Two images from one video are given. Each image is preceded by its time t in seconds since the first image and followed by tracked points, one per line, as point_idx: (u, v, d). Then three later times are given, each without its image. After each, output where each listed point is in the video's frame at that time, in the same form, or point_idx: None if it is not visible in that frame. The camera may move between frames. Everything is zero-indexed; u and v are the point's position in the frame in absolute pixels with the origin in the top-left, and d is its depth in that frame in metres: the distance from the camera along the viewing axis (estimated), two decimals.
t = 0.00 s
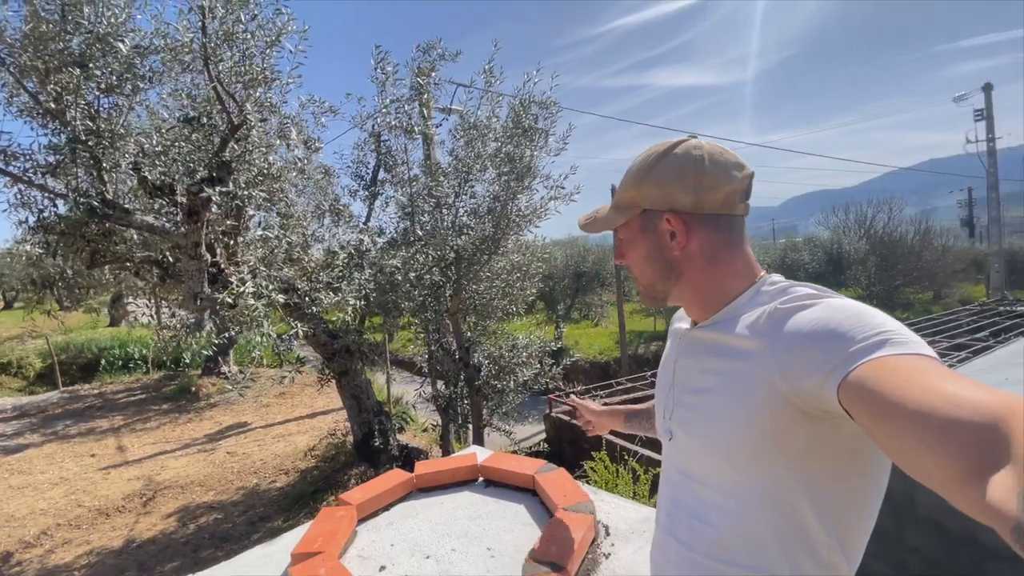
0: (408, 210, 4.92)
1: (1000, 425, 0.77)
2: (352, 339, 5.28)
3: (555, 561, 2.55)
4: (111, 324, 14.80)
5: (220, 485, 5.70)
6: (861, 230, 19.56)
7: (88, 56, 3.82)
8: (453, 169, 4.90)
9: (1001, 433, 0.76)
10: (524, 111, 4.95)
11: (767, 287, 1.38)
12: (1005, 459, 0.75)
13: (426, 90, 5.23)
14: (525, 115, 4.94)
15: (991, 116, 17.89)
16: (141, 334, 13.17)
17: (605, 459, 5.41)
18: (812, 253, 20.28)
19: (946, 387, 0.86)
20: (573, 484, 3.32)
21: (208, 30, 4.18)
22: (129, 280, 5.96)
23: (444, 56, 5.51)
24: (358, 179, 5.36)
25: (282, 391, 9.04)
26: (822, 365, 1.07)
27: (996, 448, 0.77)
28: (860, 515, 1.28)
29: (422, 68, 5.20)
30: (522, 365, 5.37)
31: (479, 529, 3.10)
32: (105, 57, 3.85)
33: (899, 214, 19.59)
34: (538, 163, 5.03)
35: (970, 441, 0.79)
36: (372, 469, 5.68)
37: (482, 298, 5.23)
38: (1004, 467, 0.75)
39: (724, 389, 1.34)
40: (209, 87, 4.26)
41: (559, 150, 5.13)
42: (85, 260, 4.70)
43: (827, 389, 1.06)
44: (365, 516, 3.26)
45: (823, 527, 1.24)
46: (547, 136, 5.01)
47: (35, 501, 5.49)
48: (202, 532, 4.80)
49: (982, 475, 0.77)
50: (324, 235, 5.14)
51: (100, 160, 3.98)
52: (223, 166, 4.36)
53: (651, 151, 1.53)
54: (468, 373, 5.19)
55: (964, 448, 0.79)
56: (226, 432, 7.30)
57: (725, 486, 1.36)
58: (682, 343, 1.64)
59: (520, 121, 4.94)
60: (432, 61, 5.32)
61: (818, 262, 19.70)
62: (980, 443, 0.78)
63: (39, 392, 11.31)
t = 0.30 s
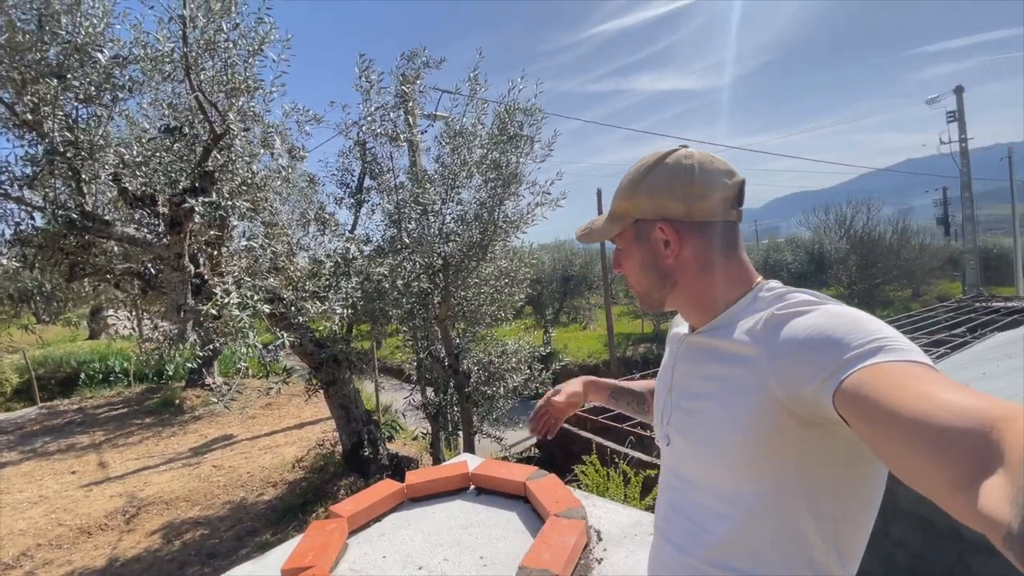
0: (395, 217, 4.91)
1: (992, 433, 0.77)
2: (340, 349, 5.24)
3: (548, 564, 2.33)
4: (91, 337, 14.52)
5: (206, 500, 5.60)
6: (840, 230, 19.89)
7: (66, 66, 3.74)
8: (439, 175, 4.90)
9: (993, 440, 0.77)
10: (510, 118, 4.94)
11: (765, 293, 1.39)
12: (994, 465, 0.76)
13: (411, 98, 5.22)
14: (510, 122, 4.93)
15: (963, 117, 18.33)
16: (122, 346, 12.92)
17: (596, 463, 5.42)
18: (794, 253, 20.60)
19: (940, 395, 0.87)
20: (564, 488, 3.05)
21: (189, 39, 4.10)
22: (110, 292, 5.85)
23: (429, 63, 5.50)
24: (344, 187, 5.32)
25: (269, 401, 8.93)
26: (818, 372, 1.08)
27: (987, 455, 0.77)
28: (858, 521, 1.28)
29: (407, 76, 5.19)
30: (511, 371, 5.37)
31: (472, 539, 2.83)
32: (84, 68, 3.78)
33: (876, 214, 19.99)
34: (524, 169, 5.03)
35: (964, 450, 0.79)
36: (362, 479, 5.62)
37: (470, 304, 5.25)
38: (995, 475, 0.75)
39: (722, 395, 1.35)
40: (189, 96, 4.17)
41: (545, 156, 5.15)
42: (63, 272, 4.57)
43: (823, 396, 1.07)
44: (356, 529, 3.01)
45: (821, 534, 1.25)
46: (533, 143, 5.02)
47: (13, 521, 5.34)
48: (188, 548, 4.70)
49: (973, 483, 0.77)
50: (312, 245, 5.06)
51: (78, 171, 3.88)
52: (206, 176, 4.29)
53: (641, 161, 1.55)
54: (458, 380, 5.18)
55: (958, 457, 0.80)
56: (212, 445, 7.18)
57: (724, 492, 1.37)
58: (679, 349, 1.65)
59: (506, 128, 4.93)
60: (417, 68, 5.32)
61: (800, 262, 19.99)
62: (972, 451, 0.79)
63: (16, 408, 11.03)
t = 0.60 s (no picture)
0: (385, 219, 4.89)
1: (999, 432, 0.76)
2: (332, 352, 5.22)
3: (537, 565, 2.30)
4: (80, 344, 14.39)
5: (198, 507, 5.54)
6: (831, 229, 20.01)
7: (50, 68, 3.71)
8: (431, 176, 4.89)
9: (999, 439, 0.76)
10: (499, 118, 4.94)
11: (763, 286, 1.37)
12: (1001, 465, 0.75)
13: (401, 99, 5.21)
14: (500, 122, 4.93)
15: (950, 116, 18.50)
16: (112, 353, 12.81)
17: (591, 463, 5.40)
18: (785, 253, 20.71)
19: (944, 392, 0.86)
20: (556, 487, 3.02)
21: (175, 41, 4.06)
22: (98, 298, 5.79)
23: (418, 64, 5.49)
24: (335, 189, 5.29)
25: (261, 406, 8.86)
26: (820, 368, 1.07)
27: (993, 454, 0.76)
28: (854, 517, 1.28)
29: (396, 77, 5.18)
30: (505, 372, 5.34)
31: (464, 540, 2.81)
32: (69, 70, 3.75)
33: (867, 213, 20.11)
34: (515, 169, 5.03)
35: (967, 450, 0.79)
36: (355, 482, 5.57)
37: (463, 305, 5.23)
38: (999, 473, 0.74)
39: (720, 391, 1.34)
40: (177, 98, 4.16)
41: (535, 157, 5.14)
42: (50, 277, 4.58)
43: (826, 393, 1.06)
44: (347, 532, 2.97)
45: (819, 530, 1.24)
46: (522, 143, 5.01)
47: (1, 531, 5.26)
48: (180, 555, 4.65)
49: (979, 481, 0.76)
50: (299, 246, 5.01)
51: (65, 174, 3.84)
52: (194, 178, 4.27)
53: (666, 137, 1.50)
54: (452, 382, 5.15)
55: (961, 458, 0.79)
56: (204, 451, 7.11)
57: (720, 489, 1.35)
58: (671, 343, 1.64)
59: (496, 128, 4.93)
60: (407, 70, 5.30)
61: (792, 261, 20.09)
62: (978, 450, 0.78)
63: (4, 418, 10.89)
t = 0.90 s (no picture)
0: (378, 223, 4.87)
1: (966, 434, 0.75)
2: (326, 356, 5.20)
3: (527, 569, 2.27)
4: (74, 349, 14.34)
5: (191, 513, 5.51)
6: (827, 228, 20.04)
7: (36, 74, 3.68)
8: (424, 179, 4.89)
9: (967, 442, 0.75)
10: (491, 120, 4.93)
11: (736, 293, 1.39)
12: (969, 467, 0.74)
13: (393, 102, 5.20)
14: (492, 124, 4.92)
15: (944, 115, 18.56)
16: (105, 358, 12.76)
17: (587, 465, 5.39)
18: (782, 252, 20.71)
19: (912, 396, 0.85)
20: (547, 490, 3.00)
21: (164, 45, 4.04)
22: (90, 304, 5.76)
23: (409, 67, 5.48)
24: (328, 192, 5.28)
25: (256, 410, 8.83)
26: (791, 372, 1.06)
27: (961, 457, 0.75)
28: (830, 518, 1.27)
29: (388, 80, 5.17)
30: (499, 374, 5.32)
31: (454, 544, 2.78)
32: (56, 76, 3.74)
33: (863, 212, 20.15)
34: (508, 171, 5.02)
35: (935, 452, 0.78)
36: (350, 486, 5.55)
37: (457, 308, 5.19)
38: (968, 476, 0.73)
39: (698, 394, 1.33)
40: (167, 103, 4.13)
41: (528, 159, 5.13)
42: (40, 282, 4.57)
43: (797, 397, 1.05)
44: (338, 537, 2.94)
45: (796, 532, 1.23)
46: (515, 145, 4.99)
47: None
48: (172, 562, 4.61)
49: (948, 484, 0.75)
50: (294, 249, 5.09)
51: (52, 179, 3.83)
52: (184, 183, 4.21)
53: (612, 162, 1.56)
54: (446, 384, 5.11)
55: (930, 461, 0.78)
56: (198, 456, 7.09)
57: (699, 492, 1.34)
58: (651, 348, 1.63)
59: (488, 130, 4.92)
60: (399, 73, 5.30)
61: (789, 260, 20.10)
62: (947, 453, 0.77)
63: None
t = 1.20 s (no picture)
0: (376, 223, 4.87)
1: (959, 427, 0.76)
2: (323, 356, 5.20)
3: (528, 570, 2.26)
4: (69, 350, 14.29)
5: (188, 514, 5.49)
6: (824, 228, 20.10)
7: (32, 74, 3.66)
8: (422, 180, 4.89)
9: (959, 434, 0.76)
10: (489, 121, 4.93)
11: (732, 291, 1.40)
12: (961, 459, 0.74)
13: (391, 103, 5.19)
14: (490, 125, 4.93)
15: (940, 117, 18.65)
16: (102, 359, 12.69)
17: (586, 465, 5.39)
18: (779, 253, 20.77)
19: (905, 390, 0.86)
20: (547, 491, 3.00)
21: (162, 45, 4.01)
22: (86, 304, 5.73)
23: (408, 67, 5.48)
24: (325, 193, 5.27)
25: (253, 411, 8.81)
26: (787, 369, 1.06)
27: (954, 449, 0.76)
28: (829, 514, 1.28)
29: (386, 81, 5.17)
30: (499, 375, 5.31)
31: (454, 545, 2.78)
32: (52, 76, 3.72)
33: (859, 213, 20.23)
34: (506, 172, 5.01)
35: (932, 446, 0.78)
36: (348, 487, 5.54)
37: (456, 308, 5.20)
38: (962, 467, 0.74)
39: (696, 393, 1.33)
40: (164, 103, 4.11)
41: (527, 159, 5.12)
42: (35, 283, 4.55)
43: (793, 393, 1.05)
44: (338, 539, 2.93)
45: (796, 528, 1.24)
46: (513, 146, 4.99)
47: None
48: (169, 564, 4.59)
49: (941, 476, 0.76)
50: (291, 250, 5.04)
51: (49, 180, 3.81)
52: (182, 183, 4.18)
53: (608, 164, 1.58)
54: (444, 385, 5.12)
55: (925, 454, 0.78)
56: (195, 458, 7.06)
57: (698, 490, 1.35)
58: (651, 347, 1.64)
59: (486, 131, 4.92)
60: (398, 73, 5.30)
61: (786, 261, 20.16)
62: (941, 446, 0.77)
63: None
